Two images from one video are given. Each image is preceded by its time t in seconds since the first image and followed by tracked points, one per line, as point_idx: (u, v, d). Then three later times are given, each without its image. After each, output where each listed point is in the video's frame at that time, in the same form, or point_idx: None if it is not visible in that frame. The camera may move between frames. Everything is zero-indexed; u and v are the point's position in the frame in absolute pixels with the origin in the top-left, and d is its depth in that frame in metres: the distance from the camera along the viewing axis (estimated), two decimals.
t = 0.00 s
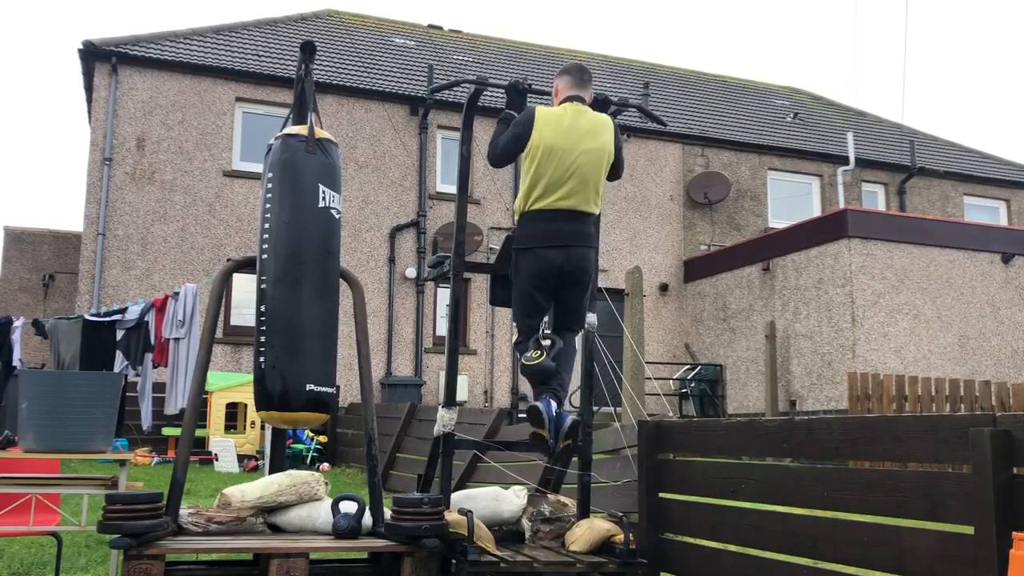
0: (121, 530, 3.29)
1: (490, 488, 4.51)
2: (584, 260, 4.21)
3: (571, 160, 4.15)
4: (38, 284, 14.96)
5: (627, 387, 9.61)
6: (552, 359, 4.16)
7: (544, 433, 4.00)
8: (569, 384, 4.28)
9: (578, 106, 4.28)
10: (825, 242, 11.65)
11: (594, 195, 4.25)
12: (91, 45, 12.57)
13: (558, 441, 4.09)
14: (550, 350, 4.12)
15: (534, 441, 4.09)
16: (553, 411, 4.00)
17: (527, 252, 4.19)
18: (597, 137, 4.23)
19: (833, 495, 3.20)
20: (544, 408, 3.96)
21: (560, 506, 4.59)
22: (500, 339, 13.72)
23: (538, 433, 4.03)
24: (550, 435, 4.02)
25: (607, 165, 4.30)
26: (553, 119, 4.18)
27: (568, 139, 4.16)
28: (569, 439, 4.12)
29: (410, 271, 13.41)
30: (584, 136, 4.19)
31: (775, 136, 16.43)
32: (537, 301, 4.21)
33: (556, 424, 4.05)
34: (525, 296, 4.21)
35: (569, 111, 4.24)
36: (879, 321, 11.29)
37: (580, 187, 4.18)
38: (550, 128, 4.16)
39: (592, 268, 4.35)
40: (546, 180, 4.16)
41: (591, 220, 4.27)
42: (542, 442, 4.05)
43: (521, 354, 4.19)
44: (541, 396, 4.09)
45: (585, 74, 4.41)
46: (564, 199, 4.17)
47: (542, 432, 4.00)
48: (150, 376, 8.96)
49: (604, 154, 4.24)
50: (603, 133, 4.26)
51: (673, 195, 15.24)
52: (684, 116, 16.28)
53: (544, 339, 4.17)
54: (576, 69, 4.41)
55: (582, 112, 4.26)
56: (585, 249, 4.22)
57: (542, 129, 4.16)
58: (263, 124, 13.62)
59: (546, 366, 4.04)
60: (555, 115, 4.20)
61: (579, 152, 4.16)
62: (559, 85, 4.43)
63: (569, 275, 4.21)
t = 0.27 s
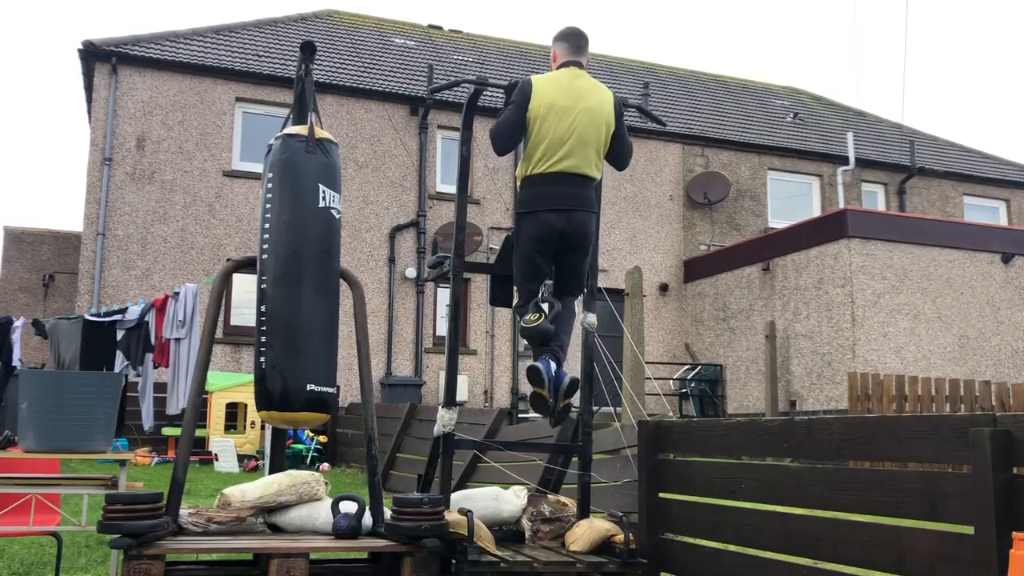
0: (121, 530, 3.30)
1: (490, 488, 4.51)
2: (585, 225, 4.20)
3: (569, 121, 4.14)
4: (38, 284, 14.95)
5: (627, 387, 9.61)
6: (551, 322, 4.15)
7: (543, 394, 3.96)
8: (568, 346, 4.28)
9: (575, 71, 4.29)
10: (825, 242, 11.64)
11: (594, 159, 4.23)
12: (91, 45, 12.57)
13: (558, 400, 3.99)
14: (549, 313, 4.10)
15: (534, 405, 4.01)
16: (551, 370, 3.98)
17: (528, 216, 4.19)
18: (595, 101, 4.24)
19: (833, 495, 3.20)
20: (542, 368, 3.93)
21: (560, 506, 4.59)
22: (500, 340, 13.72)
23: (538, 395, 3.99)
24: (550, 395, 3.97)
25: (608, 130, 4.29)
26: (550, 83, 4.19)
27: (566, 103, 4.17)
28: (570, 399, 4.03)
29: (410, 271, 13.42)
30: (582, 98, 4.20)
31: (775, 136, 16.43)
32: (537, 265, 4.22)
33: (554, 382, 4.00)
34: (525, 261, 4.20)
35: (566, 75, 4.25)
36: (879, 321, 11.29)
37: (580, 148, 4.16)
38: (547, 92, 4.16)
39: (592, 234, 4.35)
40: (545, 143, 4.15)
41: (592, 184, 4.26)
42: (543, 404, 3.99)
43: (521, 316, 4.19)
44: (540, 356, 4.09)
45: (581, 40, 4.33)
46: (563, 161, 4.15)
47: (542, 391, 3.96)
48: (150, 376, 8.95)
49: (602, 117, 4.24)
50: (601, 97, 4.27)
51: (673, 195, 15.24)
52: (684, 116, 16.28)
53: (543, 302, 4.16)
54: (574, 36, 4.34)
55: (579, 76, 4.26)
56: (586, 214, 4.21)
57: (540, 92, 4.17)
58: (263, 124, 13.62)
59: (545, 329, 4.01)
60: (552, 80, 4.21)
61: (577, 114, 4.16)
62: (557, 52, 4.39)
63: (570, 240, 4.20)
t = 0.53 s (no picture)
0: (121, 530, 3.30)
1: (489, 488, 4.51)
2: (583, 230, 4.20)
3: (568, 129, 4.16)
4: (38, 284, 14.95)
5: (627, 387, 9.61)
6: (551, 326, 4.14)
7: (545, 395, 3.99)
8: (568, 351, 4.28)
9: (574, 79, 4.29)
10: (825, 242, 11.64)
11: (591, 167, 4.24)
12: (91, 45, 12.57)
13: (561, 401, 4.02)
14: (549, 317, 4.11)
15: (536, 406, 4.04)
16: (554, 370, 4.02)
17: (528, 222, 4.18)
18: (594, 111, 4.25)
19: (833, 495, 3.20)
20: (545, 368, 3.96)
21: (560, 506, 4.59)
22: (500, 339, 13.72)
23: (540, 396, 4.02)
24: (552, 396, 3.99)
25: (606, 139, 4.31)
26: (550, 91, 4.21)
27: (566, 111, 4.18)
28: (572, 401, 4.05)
29: (410, 271, 13.42)
30: (581, 107, 4.21)
31: (775, 136, 16.43)
32: (537, 270, 4.21)
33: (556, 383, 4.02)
34: (525, 266, 4.20)
35: (565, 83, 4.26)
36: (879, 321, 11.29)
37: (578, 156, 4.18)
38: (547, 100, 4.18)
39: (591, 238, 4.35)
40: (543, 151, 4.15)
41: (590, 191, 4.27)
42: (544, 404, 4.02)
43: (521, 321, 4.19)
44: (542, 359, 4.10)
45: (580, 44, 4.31)
46: (563, 168, 4.16)
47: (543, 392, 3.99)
48: (150, 376, 8.96)
49: (601, 127, 4.25)
50: (600, 106, 4.28)
51: (673, 195, 15.24)
52: (684, 116, 16.28)
53: (543, 306, 4.19)
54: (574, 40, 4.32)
55: (578, 84, 4.27)
56: (585, 218, 4.21)
57: (539, 100, 4.18)
58: (263, 124, 13.62)
59: (545, 332, 4.02)
60: (552, 88, 4.22)
61: (576, 123, 4.18)
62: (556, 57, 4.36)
63: (569, 244, 4.20)
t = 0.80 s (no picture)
0: (121, 530, 3.30)
1: (489, 488, 4.51)
2: (583, 268, 4.22)
3: (569, 171, 4.17)
4: (38, 284, 14.96)
5: (627, 387, 9.61)
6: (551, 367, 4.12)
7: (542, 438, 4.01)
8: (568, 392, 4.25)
9: (577, 117, 4.27)
10: (825, 242, 11.64)
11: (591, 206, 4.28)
12: (91, 45, 12.58)
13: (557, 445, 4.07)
14: (549, 357, 4.06)
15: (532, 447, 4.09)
16: (552, 416, 4.00)
17: (528, 260, 4.19)
18: (596, 150, 4.24)
19: (833, 495, 3.20)
20: (543, 414, 3.97)
21: (560, 506, 4.59)
22: (500, 339, 13.71)
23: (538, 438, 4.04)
24: (548, 440, 4.02)
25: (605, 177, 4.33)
26: (554, 130, 4.18)
27: (568, 151, 4.18)
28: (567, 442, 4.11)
29: (410, 271, 13.42)
30: (583, 147, 4.21)
31: (775, 136, 16.43)
32: (537, 308, 4.20)
33: (554, 429, 4.04)
34: (525, 304, 4.20)
35: (569, 121, 4.23)
36: (879, 322, 11.29)
37: (579, 197, 4.20)
38: (551, 140, 4.17)
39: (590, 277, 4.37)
40: (544, 192, 4.19)
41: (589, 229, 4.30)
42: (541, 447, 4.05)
43: (520, 360, 4.18)
44: (539, 402, 4.07)
45: (582, 84, 4.35)
46: (563, 211, 4.20)
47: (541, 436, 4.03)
48: (150, 376, 8.95)
49: (603, 167, 4.26)
50: (603, 145, 4.28)
51: (673, 195, 15.24)
52: (684, 116, 16.28)
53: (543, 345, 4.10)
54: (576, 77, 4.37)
55: (582, 122, 4.25)
56: (584, 257, 4.24)
57: (542, 140, 4.16)
58: (263, 124, 13.62)
59: (545, 373, 3.98)
60: (556, 127, 4.19)
61: (578, 165, 4.19)
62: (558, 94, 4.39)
63: (569, 282, 4.21)
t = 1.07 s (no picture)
0: (121, 530, 3.29)
1: (489, 488, 4.51)
2: (583, 306, 4.21)
3: (570, 207, 4.19)
4: (39, 284, 14.95)
5: (627, 386, 9.60)
6: (551, 408, 4.11)
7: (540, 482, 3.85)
8: (568, 433, 4.22)
9: (578, 153, 4.30)
10: (825, 243, 11.64)
11: (591, 242, 4.29)
12: (90, 45, 12.58)
13: (557, 490, 3.89)
14: (549, 399, 4.07)
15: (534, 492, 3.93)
16: (551, 460, 3.85)
17: (528, 298, 4.19)
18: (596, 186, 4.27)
19: (833, 495, 3.19)
20: (542, 457, 3.82)
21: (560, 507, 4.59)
22: (500, 339, 13.71)
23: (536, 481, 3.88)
24: (547, 485, 3.86)
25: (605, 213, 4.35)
26: (554, 165, 4.21)
27: (569, 187, 4.20)
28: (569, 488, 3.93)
29: (410, 271, 13.42)
30: (584, 182, 4.23)
31: (775, 136, 16.42)
32: (537, 347, 4.20)
33: (554, 473, 3.88)
34: (525, 343, 4.20)
35: (569, 157, 4.26)
36: (879, 321, 11.29)
37: (578, 233, 4.22)
38: (550, 175, 4.19)
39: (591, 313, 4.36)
40: (544, 227, 4.19)
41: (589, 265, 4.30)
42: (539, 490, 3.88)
43: (520, 402, 4.17)
44: (540, 443, 4.02)
45: (581, 119, 4.33)
46: (563, 247, 4.20)
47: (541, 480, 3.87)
48: (150, 376, 8.98)
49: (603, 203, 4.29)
50: (603, 181, 4.31)
51: (673, 195, 15.24)
52: (684, 116, 16.28)
53: (543, 387, 4.13)
54: (574, 112, 4.35)
55: (582, 158, 4.27)
56: (584, 295, 4.23)
57: (542, 175, 4.19)
58: (263, 124, 13.62)
59: (545, 416, 3.98)
60: (556, 162, 4.22)
61: (578, 200, 4.20)
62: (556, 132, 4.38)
63: (569, 321, 4.20)
